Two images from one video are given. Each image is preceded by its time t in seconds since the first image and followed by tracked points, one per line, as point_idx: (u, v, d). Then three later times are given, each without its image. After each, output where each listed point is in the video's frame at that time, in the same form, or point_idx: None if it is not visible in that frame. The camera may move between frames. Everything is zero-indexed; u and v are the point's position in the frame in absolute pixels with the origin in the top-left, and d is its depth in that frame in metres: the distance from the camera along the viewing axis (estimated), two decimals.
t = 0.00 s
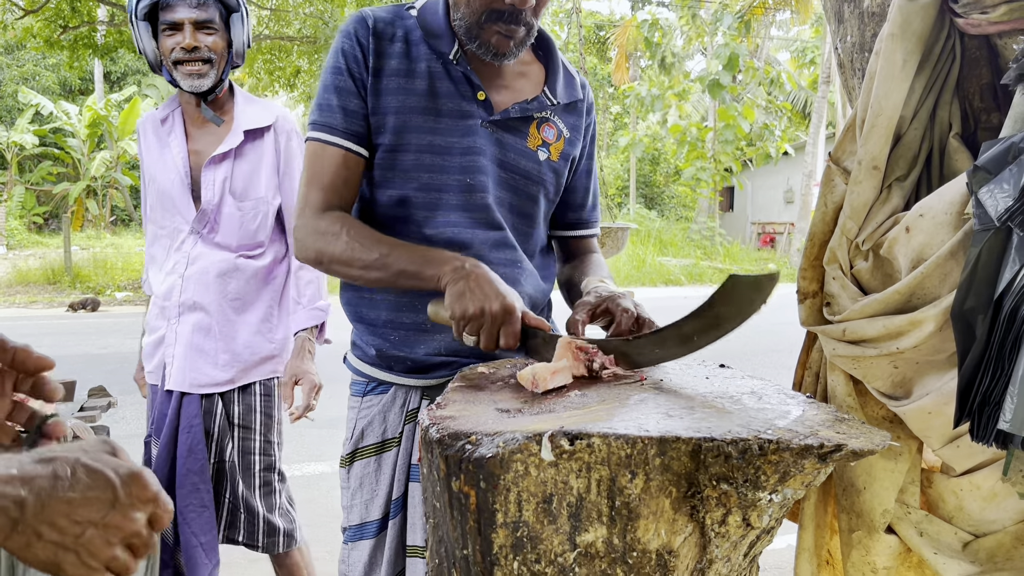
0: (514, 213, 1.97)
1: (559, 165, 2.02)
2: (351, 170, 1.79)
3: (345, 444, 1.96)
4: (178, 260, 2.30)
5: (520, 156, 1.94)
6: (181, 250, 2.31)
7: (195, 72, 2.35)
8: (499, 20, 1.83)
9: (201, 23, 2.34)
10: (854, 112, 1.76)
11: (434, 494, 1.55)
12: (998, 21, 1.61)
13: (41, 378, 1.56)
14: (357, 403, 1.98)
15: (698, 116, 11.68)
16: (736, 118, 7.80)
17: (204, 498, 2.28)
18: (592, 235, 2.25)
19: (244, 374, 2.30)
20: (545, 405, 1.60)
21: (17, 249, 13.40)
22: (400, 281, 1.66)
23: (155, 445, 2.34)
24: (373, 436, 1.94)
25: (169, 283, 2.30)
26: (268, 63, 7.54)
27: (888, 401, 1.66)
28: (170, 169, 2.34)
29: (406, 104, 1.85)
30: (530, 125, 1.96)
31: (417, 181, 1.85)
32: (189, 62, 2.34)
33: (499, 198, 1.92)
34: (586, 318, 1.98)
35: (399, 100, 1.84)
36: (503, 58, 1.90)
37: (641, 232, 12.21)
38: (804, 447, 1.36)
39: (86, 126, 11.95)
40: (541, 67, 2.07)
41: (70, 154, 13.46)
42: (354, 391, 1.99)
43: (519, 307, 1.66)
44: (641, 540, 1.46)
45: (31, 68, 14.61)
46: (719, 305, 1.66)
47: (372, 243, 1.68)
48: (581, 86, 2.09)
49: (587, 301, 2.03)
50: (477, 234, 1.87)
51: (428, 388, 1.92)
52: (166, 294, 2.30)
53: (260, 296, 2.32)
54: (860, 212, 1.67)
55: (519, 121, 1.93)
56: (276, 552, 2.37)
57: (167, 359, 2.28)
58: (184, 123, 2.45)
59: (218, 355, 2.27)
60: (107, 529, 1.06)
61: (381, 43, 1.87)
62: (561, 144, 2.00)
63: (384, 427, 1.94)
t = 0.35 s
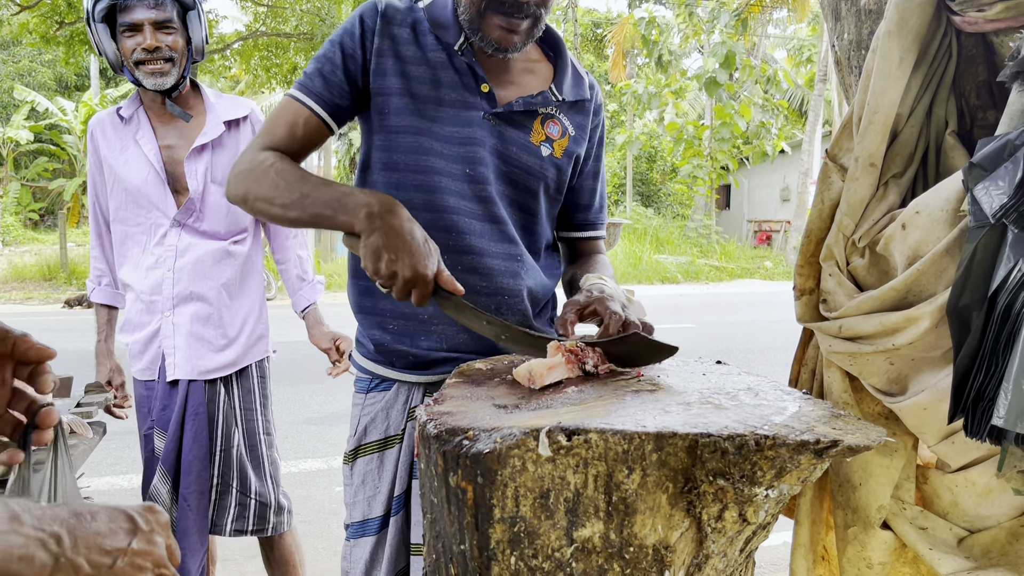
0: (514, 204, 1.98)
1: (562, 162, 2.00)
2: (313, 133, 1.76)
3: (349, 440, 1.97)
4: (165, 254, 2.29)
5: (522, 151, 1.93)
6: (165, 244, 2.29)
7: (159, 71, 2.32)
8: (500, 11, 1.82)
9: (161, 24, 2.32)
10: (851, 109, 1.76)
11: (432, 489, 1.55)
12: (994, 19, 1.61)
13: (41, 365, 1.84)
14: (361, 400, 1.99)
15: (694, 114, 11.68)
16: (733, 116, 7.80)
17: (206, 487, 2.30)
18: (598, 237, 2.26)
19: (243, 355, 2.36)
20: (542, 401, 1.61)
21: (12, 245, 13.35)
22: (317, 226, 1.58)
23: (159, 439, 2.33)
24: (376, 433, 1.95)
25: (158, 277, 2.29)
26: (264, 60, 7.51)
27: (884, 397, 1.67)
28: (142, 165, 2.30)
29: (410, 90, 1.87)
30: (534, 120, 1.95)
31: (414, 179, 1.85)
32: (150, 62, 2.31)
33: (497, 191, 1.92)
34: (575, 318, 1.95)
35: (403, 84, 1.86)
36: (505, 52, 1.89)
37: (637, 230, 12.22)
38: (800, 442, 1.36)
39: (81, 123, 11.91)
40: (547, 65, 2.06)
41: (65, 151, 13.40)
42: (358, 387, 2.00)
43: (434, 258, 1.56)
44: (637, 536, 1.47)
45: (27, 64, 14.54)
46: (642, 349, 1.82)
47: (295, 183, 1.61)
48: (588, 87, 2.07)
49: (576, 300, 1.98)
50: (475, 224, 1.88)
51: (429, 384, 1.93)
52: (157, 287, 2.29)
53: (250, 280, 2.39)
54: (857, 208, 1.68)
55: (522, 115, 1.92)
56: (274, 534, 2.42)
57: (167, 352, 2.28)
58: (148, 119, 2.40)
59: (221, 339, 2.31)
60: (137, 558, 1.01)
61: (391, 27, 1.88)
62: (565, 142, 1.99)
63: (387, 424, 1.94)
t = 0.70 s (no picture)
0: (507, 202, 1.98)
1: (554, 154, 2.01)
2: (351, 163, 1.83)
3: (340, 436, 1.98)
4: (175, 249, 2.33)
5: (512, 145, 1.94)
6: (174, 239, 2.32)
7: (157, 68, 2.35)
8: (480, 10, 1.80)
9: (160, 23, 2.34)
10: (851, 108, 1.77)
11: (432, 486, 1.55)
12: (993, 18, 1.62)
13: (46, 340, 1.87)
14: (354, 393, 2.00)
15: (692, 112, 11.68)
16: (729, 114, 7.81)
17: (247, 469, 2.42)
18: (604, 225, 2.30)
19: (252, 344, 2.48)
20: (543, 398, 1.61)
21: (7, 241, 13.30)
22: (391, 276, 1.67)
23: (194, 431, 2.34)
24: (367, 428, 1.95)
25: (168, 272, 2.33)
26: (261, 56, 7.49)
27: (882, 395, 1.68)
28: (143, 162, 2.31)
29: (397, 95, 1.86)
30: (524, 114, 1.96)
31: (403, 176, 1.88)
32: (149, 60, 2.33)
33: (490, 188, 1.92)
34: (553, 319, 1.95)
35: (390, 92, 1.86)
36: (489, 48, 1.88)
37: (634, 228, 12.23)
38: (800, 440, 1.37)
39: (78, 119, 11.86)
40: (536, 56, 2.06)
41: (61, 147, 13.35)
42: (351, 382, 2.01)
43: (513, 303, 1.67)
44: (637, 532, 1.47)
45: (22, 60, 14.47)
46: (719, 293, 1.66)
47: (363, 236, 1.69)
48: (577, 74, 2.07)
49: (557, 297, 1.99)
50: (464, 224, 1.88)
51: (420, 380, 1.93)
52: (169, 282, 2.33)
53: (251, 272, 2.51)
54: (856, 207, 1.69)
55: (511, 109, 1.93)
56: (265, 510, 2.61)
57: (185, 345, 2.33)
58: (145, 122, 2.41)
59: (236, 329, 2.42)
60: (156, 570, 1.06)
61: (372, 37, 1.88)
62: (556, 134, 2.00)
63: (377, 419, 1.94)
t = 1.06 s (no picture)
0: (505, 199, 1.96)
1: (550, 149, 2.01)
2: (350, 162, 1.81)
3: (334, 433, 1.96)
4: (179, 247, 2.33)
5: (507, 141, 1.93)
6: (177, 238, 2.33)
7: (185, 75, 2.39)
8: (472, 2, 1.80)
9: (194, 33, 2.39)
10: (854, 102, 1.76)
11: (432, 482, 1.54)
12: (999, 12, 1.61)
13: (42, 332, 1.86)
14: (346, 391, 1.97)
15: (689, 109, 11.66)
16: (727, 111, 7.80)
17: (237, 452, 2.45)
18: (610, 216, 2.27)
19: (248, 340, 2.49)
20: (543, 394, 1.60)
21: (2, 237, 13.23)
22: (393, 275, 1.66)
23: (191, 415, 2.33)
24: (360, 425, 1.93)
25: (172, 269, 2.33)
26: (258, 52, 7.45)
27: (884, 391, 1.67)
28: (154, 162, 2.34)
29: (392, 91, 1.84)
30: (519, 110, 1.95)
31: (401, 174, 1.86)
32: (179, 65, 2.36)
33: (487, 183, 1.91)
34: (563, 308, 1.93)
35: (386, 89, 1.84)
36: (480, 40, 1.87)
37: (631, 226, 12.22)
38: (803, 436, 1.36)
39: (73, 114, 11.79)
40: (530, 51, 2.04)
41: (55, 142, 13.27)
42: (344, 378, 1.99)
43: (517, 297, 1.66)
44: (639, 529, 1.46)
45: (17, 55, 14.35)
46: (749, 293, 1.67)
47: (367, 236, 1.69)
48: (571, 68, 2.06)
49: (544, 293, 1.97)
50: (461, 220, 1.87)
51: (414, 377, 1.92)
52: (172, 279, 2.33)
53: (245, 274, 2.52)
54: (859, 202, 1.68)
55: (506, 105, 1.92)
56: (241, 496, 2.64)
57: (185, 338, 2.31)
58: (161, 125, 2.44)
59: (236, 326, 2.42)
60: (226, 496, 1.10)
61: (366, 36, 1.85)
62: (551, 128, 2.00)
63: (371, 416, 1.93)
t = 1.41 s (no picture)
0: (504, 193, 1.95)
1: (551, 147, 1.98)
2: (345, 150, 1.79)
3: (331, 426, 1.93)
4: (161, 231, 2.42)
5: (511, 136, 1.91)
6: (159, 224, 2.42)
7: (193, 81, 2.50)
8: None
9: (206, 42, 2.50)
10: (859, 92, 1.75)
11: (434, 474, 1.53)
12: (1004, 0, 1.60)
13: (51, 320, 1.82)
14: (343, 384, 1.96)
15: (687, 106, 11.64)
16: (725, 108, 7.78)
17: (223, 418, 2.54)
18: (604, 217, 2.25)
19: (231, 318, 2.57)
20: (545, 385, 1.58)
21: None
22: (384, 263, 1.66)
23: (177, 385, 2.45)
24: (357, 418, 1.91)
25: (154, 252, 2.43)
26: (254, 47, 7.39)
27: (889, 382, 1.66)
28: (147, 152, 2.44)
29: (393, 83, 1.83)
30: (521, 105, 1.93)
31: (400, 166, 1.85)
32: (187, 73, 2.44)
33: (487, 177, 1.90)
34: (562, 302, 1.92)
35: (388, 81, 1.83)
36: (486, 36, 1.86)
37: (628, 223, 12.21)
38: (808, 426, 1.35)
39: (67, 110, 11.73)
40: (536, 46, 2.01)
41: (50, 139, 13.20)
42: (340, 372, 1.97)
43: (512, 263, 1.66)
44: (642, 520, 1.45)
45: (12, 51, 14.27)
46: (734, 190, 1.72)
47: (356, 225, 1.69)
48: (576, 66, 2.04)
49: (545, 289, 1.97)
50: (460, 213, 1.86)
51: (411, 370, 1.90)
52: (155, 261, 2.43)
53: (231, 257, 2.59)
54: (864, 192, 1.66)
55: (510, 101, 1.91)
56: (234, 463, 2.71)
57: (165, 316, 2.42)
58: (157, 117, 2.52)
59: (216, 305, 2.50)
60: (275, 451, 1.20)
61: (369, 24, 1.83)
62: (554, 126, 1.98)
63: (368, 409, 1.91)
